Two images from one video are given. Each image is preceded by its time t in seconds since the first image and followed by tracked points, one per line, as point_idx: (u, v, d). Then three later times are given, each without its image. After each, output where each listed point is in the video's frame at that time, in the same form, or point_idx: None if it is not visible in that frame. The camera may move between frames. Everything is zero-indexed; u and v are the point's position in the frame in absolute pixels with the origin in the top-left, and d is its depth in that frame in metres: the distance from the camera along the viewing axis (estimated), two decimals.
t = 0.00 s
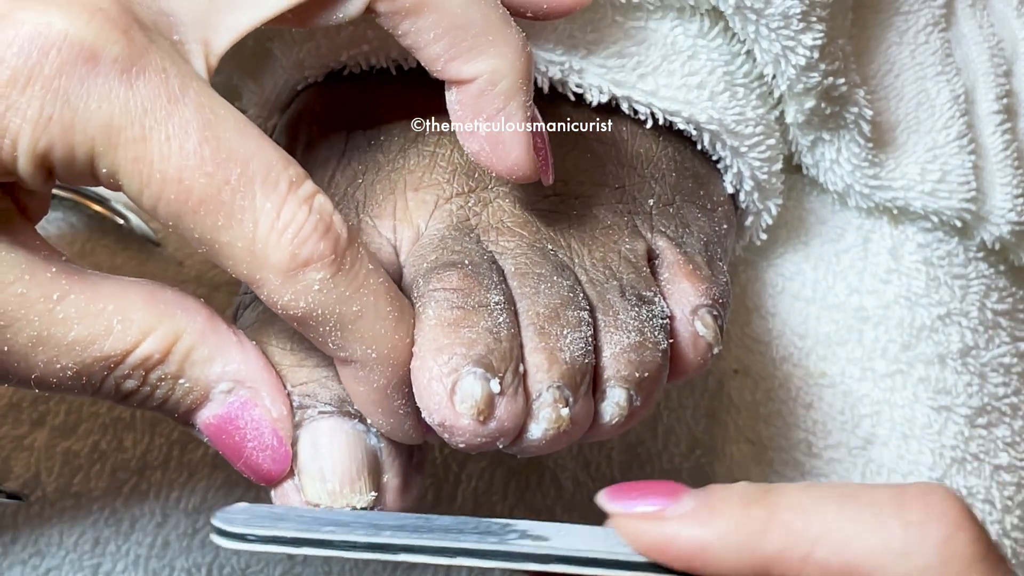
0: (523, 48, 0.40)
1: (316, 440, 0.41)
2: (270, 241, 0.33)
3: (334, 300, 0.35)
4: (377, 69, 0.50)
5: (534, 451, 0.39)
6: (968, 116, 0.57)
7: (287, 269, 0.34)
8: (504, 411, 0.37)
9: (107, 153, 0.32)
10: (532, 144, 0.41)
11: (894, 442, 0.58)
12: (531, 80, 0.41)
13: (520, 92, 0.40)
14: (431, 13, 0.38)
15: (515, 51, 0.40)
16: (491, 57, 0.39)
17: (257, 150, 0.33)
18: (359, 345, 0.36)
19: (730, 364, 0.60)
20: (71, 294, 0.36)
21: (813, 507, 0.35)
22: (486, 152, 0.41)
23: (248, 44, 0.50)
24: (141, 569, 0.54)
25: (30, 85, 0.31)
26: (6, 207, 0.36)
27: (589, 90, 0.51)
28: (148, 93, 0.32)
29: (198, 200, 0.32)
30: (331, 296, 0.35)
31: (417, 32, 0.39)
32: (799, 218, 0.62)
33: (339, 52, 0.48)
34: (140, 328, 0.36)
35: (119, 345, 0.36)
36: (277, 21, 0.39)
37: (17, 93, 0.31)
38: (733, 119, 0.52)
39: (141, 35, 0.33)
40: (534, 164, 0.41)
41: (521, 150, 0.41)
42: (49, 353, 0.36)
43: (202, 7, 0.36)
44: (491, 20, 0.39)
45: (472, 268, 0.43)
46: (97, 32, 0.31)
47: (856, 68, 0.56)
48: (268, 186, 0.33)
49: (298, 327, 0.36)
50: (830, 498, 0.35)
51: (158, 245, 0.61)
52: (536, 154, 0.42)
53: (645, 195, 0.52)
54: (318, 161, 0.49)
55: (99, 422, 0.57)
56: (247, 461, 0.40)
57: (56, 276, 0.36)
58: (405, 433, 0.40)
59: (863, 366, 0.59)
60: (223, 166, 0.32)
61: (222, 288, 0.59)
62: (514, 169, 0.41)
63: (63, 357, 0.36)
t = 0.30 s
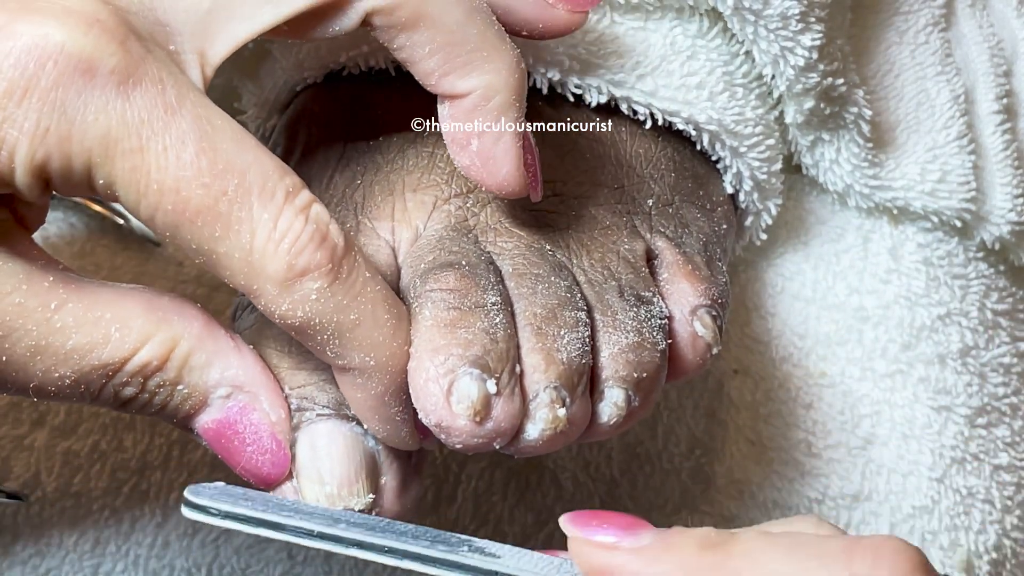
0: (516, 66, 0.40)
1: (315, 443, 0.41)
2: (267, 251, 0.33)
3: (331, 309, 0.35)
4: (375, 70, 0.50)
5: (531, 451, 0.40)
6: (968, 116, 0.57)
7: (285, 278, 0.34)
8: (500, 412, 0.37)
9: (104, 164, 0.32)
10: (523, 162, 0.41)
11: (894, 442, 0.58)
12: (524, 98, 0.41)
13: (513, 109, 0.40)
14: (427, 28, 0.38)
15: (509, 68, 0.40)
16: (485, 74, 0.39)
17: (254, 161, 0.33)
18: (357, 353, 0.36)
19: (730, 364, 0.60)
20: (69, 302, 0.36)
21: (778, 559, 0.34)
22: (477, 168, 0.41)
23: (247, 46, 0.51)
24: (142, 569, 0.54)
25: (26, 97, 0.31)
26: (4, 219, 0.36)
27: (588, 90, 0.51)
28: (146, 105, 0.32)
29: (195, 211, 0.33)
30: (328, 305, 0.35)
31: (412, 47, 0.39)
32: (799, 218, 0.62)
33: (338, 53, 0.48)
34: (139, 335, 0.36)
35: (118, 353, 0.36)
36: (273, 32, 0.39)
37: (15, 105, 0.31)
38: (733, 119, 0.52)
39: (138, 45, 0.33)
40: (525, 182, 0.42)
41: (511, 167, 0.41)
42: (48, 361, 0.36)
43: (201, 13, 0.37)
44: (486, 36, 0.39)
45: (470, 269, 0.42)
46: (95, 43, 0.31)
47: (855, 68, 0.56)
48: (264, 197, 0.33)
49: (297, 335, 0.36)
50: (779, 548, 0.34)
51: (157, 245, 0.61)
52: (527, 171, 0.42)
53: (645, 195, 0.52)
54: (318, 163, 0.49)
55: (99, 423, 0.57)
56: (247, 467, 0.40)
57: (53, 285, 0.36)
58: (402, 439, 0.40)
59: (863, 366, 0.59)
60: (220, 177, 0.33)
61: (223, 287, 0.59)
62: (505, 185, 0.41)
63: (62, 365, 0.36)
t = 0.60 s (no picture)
0: (506, 80, 0.40)
1: (313, 445, 0.41)
2: (263, 258, 0.33)
3: (328, 314, 0.35)
4: (373, 71, 0.50)
5: (525, 451, 0.40)
6: (968, 116, 0.57)
7: (280, 285, 0.34)
8: (495, 413, 0.37)
9: (98, 174, 0.32)
10: (505, 178, 0.41)
11: (894, 442, 0.58)
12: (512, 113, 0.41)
13: (500, 124, 0.40)
14: (419, 37, 0.38)
15: (499, 81, 0.40)
16: (475, 86, 0.39)
17: (248, 168, 0.33)
18: (354, 358, 0.37)
19: (730, 364, 0.60)
20: (64, 310, 0.36)
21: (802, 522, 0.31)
22: (461, 180, 0.41)
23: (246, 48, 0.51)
24: (142, 570, 0.54)
25: (20, 106, 0.31)
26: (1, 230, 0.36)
27: (588, 91, 0.51)
28: (138, 114, 0.32)
29: (190, 220, 0.33)
30: (324, 310, 0.35)
31: (404, 56, 0.39)
32: (799, 218, 0.62)
33: (337, 55, 0.48)
34: (134, 341, 0.36)
35: (113, 360, 0.36)
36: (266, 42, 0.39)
37: (8, 114, 0.31)
38: (731, 119, 0.52)
39: (130, 55, 0.33)
40: (507, 199, 0.42)
41: (494, 183, 0.41)
42: (43, 369, 0.36)
43: (197, 17, 0.37)
44: (477, 49, 0.39)
45: (465, 269, 0.42)
46: (88, 53, 0.32)
47: (854, 68, 0.56)
48: (259, 204, 0.33)
49: (294, 341, 0.36)
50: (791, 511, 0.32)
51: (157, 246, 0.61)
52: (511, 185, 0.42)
53: (643, 195, 0.52)
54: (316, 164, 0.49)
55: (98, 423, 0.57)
56: (244, 469, 0.40)
57: (48, 292, 0.36)
58: (396, 441, 0.41)
59: (863, 366, 0.59)
60: (215, 185, 0.33)
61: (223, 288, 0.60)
62: (488, 199, 0.41)
63: (57, 373, 0.36)
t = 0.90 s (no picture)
0: (503, 84, 0.40)
1: (305, 448, 0.41)
2: (262, 257, 0.33)
3: (326, 315, 0.35)
4: (371, 72, 0.50)
5: (520, 450, 0.40)
6: (968, 116, 0.57)
7: (280, 284, 0.34)
8: (488, 412, 0.37)
9: (97, 173, 0.32)
10: (500, 182, 0.41)
11: (894, 442, 0.58)
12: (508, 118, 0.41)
13: (495, 129, 0.40)
14: (416, 41, 0.39)
15: (496, 87, 0.40)
16: (472, 90, 0.39)
17: (248, 167, 0.34)
18: (352, 358, 0.37)
19: (730, 363, 0.60)
20: (63, 310, 0.36)
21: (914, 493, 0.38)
22: (456, 184, 0.41)
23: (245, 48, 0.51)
24: (142, 570, 0.54)
25: (19, 105, 0.31)
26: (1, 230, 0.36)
27: (588, 91, 0.51)
28: (137, 113, 0.32)
29: (189, 219, 0.33)
30: (322, 310, 0.35)
31: (401, 60, 0.39)
32: (798, 218, 0.61)
33: (336, 55, 0.48)
34: (132, 341, 0.37)
35: (111, 360, 0.36)
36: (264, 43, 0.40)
37: (7, 113, 0.31)
38: (731, 120, 0.52)
39: (129, 53, 0.33)
40: (501, 203, 0.42)
41: (490, 187, 0.41)
42: (42, 368, 0.36)
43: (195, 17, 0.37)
44: (475, 53, 0.39)
45: (461, 268, 0.43)
46: (87, 51, 0.32)
47: (854, 68, 0.56)
48: (258, 203, 0.34)
49: (291, 341, 0.36)
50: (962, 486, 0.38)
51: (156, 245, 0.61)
52: (504, 191, 0.42)
53: (642, 196, 0.52)
54: (314, 165, 0.49)
55: (99, 421, 0.56)
56: (237, 470, 0.41)
57: (47, 291, 0.36)
58: (391, 443, 0.41)
59: (863, 366, 0.59)
60: (214, 184, 0.33)
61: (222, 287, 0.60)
62: (481, 204, 0.41)
63: (55, 372, 0.36)
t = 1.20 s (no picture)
0: (503, 89, 0.40)
1: (305, 449, 0.41)
2: (263, 259, 0.34)
3: (327, 317, 0.35)
4: (371, 72, 0.50)
5: (519, 450, 0.40)
6: (968, 116, 0.57)
7: (280, 287, 0.34)
8: (487, 412, 0.37)
9: (98, 175, 0.32)
10: (498, 186, 0.41)
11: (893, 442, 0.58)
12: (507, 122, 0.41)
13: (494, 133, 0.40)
14: (417, 45, 0.39)
15: (495, 92, 0.40)
16: (472, 94, 0.39)
17: (248, 169, 0.34)
18: (352, 360, 0.37)
19: (730, 363, 0.60)
20: (65, 313, 0.36)
21: (848, 444, 0.45)
22: (453, 188, 0.41)
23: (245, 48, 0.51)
24: (142, 569, 0.55)
25: (20, 109, 0.31)
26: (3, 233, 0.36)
27: (588, 91, 0.50)
28: (138, 115, 0.32)
29: (190, 222, 0.33)
30: (323, 312, 0.35)
31: (402, 64, 0.39)
32: (798, 218, 0.61)
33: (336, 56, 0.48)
34: (134, 343, 0.37)
35: (112, 362, 0.36)
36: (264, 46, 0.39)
37: (9, 116, 0.31)
38: (730, 120, 0.52)
39: (131, 56, 0.33)
40: (498, 206, 0.41)
41: (487, 191, 0.41)
42: (44, 371, 0.36)
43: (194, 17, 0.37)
44: (475, 58, 0.39)
45: (460, 268, 0.43)
46: (88, 54, 0.32)
47: (853, 68, 0.56)
48: (259, 206, 0.34)
49: (291, 343, 0.36)
50: (874, 440, 0.45)
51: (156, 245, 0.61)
52: (502, 196, 0.42)
53: (642, 196, 0.52)
54: (314, 165, 0.49)
55: (99, 421, 0.56)
56: (237, 472, 0.41)
57: (49, 295, 0.36)
58: (391, 445, 0.41)
59: (863, 366, 0.59)
60: (216, 187, 0.33)
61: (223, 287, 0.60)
62: (479, 207, 0.41)
63: (57, 375, 0.36)
